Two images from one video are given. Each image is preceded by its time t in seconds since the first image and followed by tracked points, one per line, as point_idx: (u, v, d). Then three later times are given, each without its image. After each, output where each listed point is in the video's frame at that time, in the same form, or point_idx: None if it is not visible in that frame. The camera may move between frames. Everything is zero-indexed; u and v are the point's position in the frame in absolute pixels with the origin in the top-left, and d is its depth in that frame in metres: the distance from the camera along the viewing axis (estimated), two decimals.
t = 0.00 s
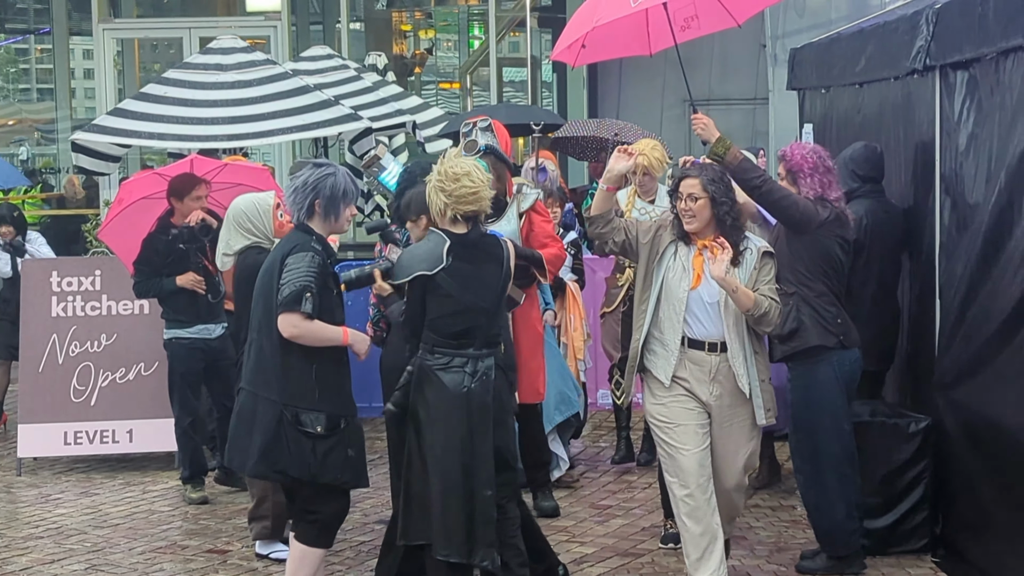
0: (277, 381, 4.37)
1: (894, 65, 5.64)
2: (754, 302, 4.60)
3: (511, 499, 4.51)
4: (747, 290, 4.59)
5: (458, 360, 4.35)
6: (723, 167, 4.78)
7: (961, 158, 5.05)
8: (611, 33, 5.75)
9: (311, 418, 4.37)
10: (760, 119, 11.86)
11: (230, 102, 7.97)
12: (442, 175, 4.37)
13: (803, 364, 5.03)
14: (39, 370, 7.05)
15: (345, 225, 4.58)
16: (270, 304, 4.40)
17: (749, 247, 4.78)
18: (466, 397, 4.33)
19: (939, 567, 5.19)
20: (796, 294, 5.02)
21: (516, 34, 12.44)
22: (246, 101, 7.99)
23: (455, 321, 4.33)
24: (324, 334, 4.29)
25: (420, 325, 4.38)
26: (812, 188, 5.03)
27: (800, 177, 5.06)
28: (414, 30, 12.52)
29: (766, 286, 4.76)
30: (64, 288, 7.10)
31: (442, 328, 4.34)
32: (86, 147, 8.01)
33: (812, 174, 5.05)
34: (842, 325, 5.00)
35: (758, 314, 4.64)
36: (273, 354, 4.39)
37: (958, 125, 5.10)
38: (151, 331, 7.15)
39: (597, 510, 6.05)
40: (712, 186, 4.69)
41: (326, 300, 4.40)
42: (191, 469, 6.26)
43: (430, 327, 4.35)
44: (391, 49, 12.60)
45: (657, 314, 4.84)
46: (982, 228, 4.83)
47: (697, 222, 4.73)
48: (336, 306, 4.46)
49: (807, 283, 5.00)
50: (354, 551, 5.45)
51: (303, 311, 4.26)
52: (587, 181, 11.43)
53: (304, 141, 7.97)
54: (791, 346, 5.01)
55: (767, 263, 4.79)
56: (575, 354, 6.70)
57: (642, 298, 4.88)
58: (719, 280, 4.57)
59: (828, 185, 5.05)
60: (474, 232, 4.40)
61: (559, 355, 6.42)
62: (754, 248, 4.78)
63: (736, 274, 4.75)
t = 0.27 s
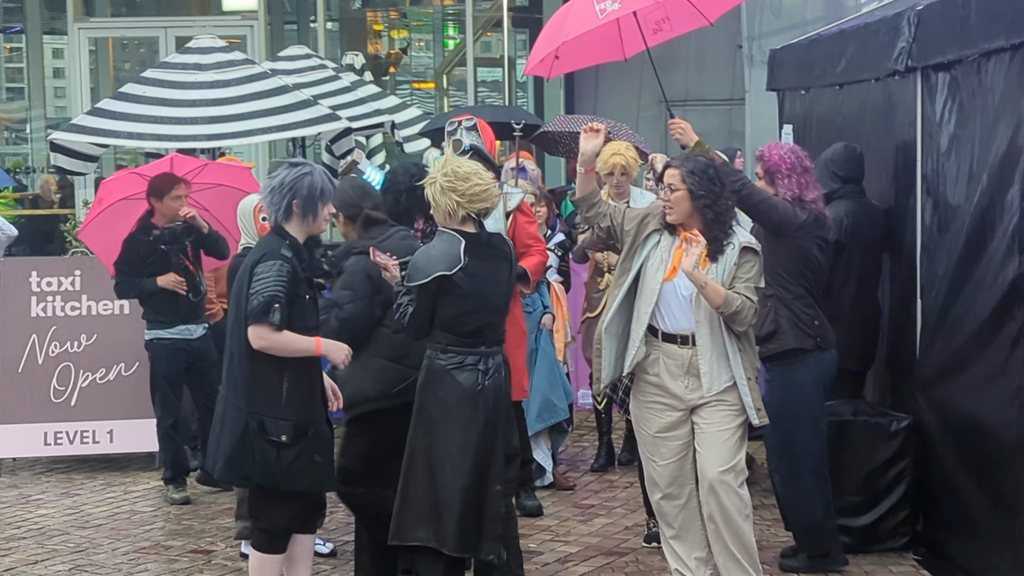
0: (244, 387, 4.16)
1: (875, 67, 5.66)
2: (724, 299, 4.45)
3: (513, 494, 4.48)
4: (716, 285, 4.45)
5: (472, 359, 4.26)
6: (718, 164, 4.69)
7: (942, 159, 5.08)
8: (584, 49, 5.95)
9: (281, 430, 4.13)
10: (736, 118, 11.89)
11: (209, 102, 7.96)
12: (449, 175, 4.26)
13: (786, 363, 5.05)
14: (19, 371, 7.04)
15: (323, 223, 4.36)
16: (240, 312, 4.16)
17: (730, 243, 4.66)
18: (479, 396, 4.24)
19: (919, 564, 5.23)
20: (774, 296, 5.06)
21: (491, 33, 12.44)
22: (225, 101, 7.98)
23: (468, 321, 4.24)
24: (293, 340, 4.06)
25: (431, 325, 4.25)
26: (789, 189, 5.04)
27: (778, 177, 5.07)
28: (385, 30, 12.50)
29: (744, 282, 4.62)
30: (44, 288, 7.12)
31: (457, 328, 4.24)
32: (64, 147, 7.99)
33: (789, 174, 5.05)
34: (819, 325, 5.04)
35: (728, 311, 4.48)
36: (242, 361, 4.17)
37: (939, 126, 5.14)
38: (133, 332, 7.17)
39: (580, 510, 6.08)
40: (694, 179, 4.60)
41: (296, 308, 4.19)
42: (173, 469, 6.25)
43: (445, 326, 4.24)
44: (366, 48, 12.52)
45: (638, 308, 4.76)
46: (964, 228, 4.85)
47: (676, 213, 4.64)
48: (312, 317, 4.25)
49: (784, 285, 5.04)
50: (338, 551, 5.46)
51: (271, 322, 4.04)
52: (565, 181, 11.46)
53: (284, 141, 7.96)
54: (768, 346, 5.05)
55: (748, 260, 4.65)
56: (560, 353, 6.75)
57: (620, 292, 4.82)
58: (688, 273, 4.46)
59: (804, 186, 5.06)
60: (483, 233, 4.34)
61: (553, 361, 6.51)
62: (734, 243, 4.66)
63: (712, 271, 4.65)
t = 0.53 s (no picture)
0: (218, 390, 4.13)
1: (856, 66, 5.70)
2: (684, 304, 4.16)
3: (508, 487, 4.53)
4: (677, 289, 4.16)
5: (487, 353, 4.30)
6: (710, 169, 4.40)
7: (923, 158, 5.12)
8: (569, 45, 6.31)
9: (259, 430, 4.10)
10: (713, 118, 11.93)
11: (189, 100, 7.95)
12: (460, 173, 4.27)
13: (767, 360, 5.08)
14: None
15: (304, 225, 4.33)
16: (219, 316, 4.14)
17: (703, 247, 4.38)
18: (496, 390, 4.31)
19: (902, 561, 5.27)
20: (753, 293, 5.09)
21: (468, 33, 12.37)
22: (205, 99, 7.98)
23: (485, 315, 4.27)
24: (264, 340, 4.03)
25: (446, 319, 4.26)
26: (763, 189, 5.05)
27: (753, 177, 5.08)
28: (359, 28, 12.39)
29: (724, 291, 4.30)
30: (24, 286, 7.12)
31: (472, 322, 4.27)
32: (44, 145, 7.98)
33: (763, 174, 5.06)
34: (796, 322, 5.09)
35: (690, 315, 4.17)
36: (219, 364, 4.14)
37: (920, 125, 5.18)
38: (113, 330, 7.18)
39: (563, 507, 6.10)
40: (673, 187, 4.34)
41: (271, 310, 4.16)
42: (155, 467, 6.25)
43: (461, 322, 4.27)
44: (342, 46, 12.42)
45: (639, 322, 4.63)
46: (946, 226, 4.88)
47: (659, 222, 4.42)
48: (288, 318, 4.22)
49: (763, 283, 5.09)
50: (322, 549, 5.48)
51: (244, 324, 4.02)
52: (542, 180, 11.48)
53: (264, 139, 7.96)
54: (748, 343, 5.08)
55: (723, 266, 4.33)
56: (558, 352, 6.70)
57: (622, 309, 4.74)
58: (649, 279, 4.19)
59: (778, 185, 5.08)
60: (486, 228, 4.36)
61: (556, 361, 6.71)
62: (708, 248, 4.36)
63: (688, 279, 4.37)
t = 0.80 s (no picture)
0: (213, 386, 4.18)
1: (838, 67, 5.72)
2: (655, 294, 4.07)
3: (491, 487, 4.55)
4: (647, 278, 4.09)
5: (484, 352, 4.34)
6: (707, 163, 4.36)
7: (907, 158, 5.15)
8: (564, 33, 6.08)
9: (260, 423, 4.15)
10: (692, 119, 11.97)
11: (170, 100, 7.94)
12: (456, 172, 4.28)
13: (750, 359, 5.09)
14: None
15: (298, 223, 4.32)
16: (215, 316, 4.19)
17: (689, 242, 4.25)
18: (491, 387, 4.34)
19: (885, 559, 5.29)
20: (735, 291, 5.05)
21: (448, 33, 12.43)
22: (187, 99, 7.97)
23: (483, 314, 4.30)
24: (272, 334, 4.10)
25: (446, 317, 4.28)
26: (748, 189, 5.07)
27: (737, 176, 5.09)
28: (337, 30, 12.36)
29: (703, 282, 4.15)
30: (6, 286, 7.12)
31: (472, 321, 4.29)
32: (24, 145, 7.95)
33: (746, 175, 5.09)
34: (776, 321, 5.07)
35: (662, 306, 4.07)
36: (213, 364, 4.18)
37: (903, 125, 5.21)
38: (95, 330, 7.18)
39: (547, 506, 6.12)
40: (665, 178, 4.34)
41: (276, 302, 4.21)
42: (139, 467, 6.25)
43: (460, 320, 4.29)
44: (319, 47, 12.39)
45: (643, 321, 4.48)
46: (930, 226, 4.91)
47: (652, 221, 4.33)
48: (290, 310, 4.27)
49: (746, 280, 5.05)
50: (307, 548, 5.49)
51: (252, 319, 4.08)
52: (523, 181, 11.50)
53: (246, 139, 7.95)
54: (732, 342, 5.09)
55: (706, 258, 4.17)
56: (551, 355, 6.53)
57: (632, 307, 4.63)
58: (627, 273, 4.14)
59: (763, 187, 5.10)
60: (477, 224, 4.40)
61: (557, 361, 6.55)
62: (695, 240, 4.23)
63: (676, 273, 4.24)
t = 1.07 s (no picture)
0: (220, 378, 4.25)
1: (822, 65, 5.74)
2: (630, 291, 3.97)
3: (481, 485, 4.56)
4: (623, 276, 4.00)
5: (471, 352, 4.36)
6: (691, 153, 4.20)
7: (891, 157, 5.17)
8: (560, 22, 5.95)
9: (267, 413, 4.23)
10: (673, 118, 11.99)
11: (153, 99, 7.92)
12: (443, 172, 4.29)
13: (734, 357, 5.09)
14: None
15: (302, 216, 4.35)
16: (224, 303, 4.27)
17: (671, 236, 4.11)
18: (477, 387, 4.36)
19: (869, 556, 5.31)
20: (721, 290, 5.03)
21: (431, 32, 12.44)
22: (170, 98, 7.95)
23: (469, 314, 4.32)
24: (277, 326, 4.16)
25: (429, 319, 4.29)
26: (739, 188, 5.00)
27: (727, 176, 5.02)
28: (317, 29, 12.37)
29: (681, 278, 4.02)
30: None
31: (458, 320, 4.30)
32: (6, 143, 7.93)
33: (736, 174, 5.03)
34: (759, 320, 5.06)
35: (637, 304, 3.97)
36: (221, 352, 4.27)
37: (887, 124, 5.22)
38: (79, 329, 7.18)
39: (531, 504, 6.13)
40: (649, 170, 4.20)
41: (284, 293, 4.28)
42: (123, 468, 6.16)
43: (445, 321, 4.30)
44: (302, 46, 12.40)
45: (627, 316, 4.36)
46: (913, 224, 4.93)
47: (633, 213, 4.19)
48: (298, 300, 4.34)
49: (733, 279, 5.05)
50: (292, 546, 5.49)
51: (258, 309, 4.14)
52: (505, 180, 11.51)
53: (228, 137, 7.94)
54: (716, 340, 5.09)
55: (685, 254, 4.05)
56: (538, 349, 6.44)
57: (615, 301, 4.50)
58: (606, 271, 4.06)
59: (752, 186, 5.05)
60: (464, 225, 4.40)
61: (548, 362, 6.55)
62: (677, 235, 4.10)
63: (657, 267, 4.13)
